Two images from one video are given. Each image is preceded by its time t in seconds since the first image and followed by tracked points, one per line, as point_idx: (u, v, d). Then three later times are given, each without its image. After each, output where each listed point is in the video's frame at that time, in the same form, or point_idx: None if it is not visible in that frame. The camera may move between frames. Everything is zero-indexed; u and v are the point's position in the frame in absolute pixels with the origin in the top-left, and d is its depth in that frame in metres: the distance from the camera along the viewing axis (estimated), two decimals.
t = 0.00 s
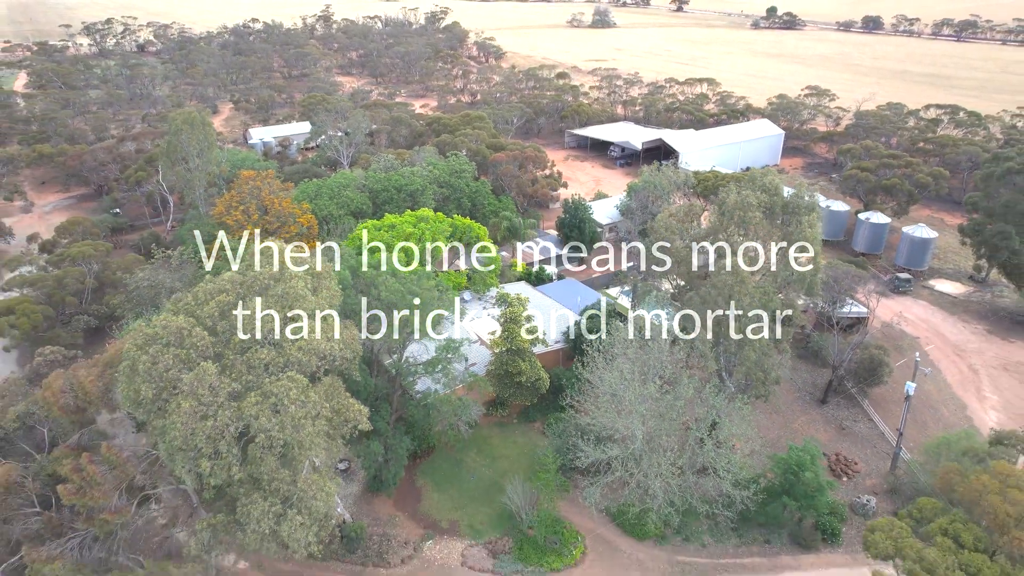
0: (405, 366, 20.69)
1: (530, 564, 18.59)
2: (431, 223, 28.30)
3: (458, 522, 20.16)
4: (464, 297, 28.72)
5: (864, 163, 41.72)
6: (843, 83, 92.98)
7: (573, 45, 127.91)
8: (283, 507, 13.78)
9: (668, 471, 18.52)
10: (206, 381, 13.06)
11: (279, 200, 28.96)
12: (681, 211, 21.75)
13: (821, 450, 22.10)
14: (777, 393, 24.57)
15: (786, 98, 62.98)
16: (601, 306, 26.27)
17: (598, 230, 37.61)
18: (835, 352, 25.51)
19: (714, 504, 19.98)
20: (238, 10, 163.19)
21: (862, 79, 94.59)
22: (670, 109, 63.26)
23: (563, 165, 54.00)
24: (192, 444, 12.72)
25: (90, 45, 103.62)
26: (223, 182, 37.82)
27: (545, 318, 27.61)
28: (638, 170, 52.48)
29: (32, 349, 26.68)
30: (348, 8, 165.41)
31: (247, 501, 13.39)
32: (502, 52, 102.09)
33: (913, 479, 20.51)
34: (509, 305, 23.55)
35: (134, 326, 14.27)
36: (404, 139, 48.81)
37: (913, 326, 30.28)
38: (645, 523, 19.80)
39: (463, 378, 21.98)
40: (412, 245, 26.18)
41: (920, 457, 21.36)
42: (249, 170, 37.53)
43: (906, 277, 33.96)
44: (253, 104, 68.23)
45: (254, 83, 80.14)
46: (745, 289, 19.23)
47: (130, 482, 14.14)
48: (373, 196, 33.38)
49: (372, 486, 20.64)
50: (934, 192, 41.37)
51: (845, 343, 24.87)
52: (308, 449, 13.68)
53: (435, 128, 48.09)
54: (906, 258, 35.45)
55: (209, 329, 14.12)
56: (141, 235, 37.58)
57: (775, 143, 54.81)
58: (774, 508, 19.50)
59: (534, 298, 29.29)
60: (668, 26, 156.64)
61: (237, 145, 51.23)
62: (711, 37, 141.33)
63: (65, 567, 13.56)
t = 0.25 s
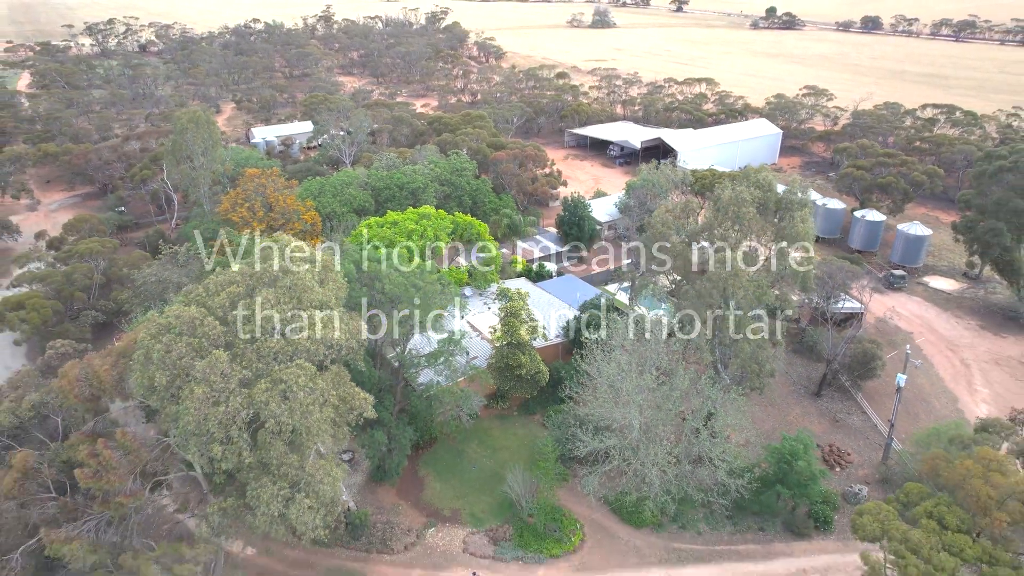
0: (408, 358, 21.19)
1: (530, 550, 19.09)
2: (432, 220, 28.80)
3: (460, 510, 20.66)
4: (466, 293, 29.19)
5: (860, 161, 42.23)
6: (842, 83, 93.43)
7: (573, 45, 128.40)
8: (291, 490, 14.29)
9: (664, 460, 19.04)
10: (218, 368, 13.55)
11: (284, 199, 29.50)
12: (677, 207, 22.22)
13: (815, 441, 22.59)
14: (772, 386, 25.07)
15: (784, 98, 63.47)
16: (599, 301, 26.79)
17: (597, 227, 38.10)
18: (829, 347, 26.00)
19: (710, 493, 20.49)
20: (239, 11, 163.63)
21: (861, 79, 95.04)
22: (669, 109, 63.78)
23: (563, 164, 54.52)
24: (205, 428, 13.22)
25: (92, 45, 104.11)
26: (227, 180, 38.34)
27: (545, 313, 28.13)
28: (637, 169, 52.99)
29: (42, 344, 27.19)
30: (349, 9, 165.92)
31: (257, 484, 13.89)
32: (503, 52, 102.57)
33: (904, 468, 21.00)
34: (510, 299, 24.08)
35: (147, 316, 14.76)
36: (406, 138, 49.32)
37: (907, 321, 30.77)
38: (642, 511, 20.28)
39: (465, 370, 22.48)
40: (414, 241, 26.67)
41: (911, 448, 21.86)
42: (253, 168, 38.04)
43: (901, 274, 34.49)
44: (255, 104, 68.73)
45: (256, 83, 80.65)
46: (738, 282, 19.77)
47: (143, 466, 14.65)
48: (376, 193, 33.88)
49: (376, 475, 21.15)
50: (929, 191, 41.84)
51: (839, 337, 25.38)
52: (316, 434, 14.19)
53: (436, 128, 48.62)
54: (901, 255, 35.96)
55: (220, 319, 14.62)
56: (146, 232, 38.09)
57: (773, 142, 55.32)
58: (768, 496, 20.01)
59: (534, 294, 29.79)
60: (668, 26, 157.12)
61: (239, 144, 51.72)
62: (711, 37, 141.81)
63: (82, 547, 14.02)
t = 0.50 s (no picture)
0: (412, 351, 21.78)
1: (530, 537, 19.57)
2: (434, 216, 29.26)
3: (461, 499, 21.16)
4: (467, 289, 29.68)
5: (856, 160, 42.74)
6: (840, 83, 93.91)
7: (572, 45, 128.86)
8: (298, 476, 14.78)
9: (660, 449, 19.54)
10: (229, 356, 14.04)
11: (288, 197, 30.03)
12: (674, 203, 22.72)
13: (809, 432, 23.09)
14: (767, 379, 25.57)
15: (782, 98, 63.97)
16: (598, 297, 27.29)
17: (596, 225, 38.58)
18: (824, 341, 26.49)
19: (705, 482, 21.00)
20: (239, 11, 163.98)
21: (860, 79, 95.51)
22: (668, 108, 64.28)
23: (563, 163, 55.03)
24: (217, 414, 13.71)
25: (94, 45, 104.54)
26: (230, 178, 38.82)
27: (544, 309, 28.65)
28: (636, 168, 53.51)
29: (51, 339, 27.70)
30: (349, 9, 166.37)
31: (266, 469, 14.40)
32: (503, 52, 103.03)
33: (895, 458, 21.49)
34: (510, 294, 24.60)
35: (159, 306, 15.24)
36: (407, 137, 49.82)
37: (901, 317, 31.27)
38: (639, 500, 20.76)
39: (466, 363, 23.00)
40: (416, 237, 27.14)
41: (902, 439, 22.36)
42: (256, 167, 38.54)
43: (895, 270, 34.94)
44: (257, 103, 69.21)
45: (258, 83, 81.14)
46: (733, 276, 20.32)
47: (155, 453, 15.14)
48: (378, 191, 34.37)
49: (380, 465, 21.68)
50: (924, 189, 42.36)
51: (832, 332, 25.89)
52: (323, 421, 14.71)
53: (437, 127, 49.14)
54: (895, 252, 36.39)
55: (230, 310, 15.13)
56: (151, 230, 38.58)
57: (771, 141, 55.83)
58: (763, 486, 20.52)
59: (534, 290, 30.30)
60: (668, 26, 157.57)
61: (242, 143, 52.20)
62: (710, 37, 142.30)
63: (98, 529, 14.55)
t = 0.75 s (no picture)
0: (415, 344, 22.29)
1: (530, 524, 20.07)
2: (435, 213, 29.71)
3: (463, 488, 21.68)
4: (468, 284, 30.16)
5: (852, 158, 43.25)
6: (838, 83, 94.40)
7: (572, 45, 129.32)
8: (306, 461, 15.29)
9: (657, 438, 20.05)
10: (240, 345, 14.57)
11: (293, 194, 30.51)
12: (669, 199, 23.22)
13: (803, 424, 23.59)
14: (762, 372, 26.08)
15: (780, 97, 64.46)
16: (597, 291, 27.79)
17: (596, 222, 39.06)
18: (818, 335, 26.99)
19: (701, 471, 21.51)
20: (240, 11, 164.40)
21: (858, 79, 95.98)
22: (667, 108, 64.79)
23: (562, 162, 55.53)
24: (228, 402, 14.24)
25: (96, 45, 105.01)
26: (235, 176, 39.32)
27: (545, 304, 29.14)
28: (634, 167, 54.02)
29: (59, 334, 28.23)
30: (350, 9, 166.89)
31: (275, 455, 14.92)
32: (503, 52, 103.51)
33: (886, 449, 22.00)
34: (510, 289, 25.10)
35: (172, 298, 15.79)
36: (408, 136, 50.32)
37: (896, 313, 31.78)
38: (637, 489, 21.26)
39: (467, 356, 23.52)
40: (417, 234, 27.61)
41: (894, 430, 22.87)
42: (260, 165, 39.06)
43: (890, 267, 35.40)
44: (259, 103, 69.75)
45: (260, 82, 81.63)
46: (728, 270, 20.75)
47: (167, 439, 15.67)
48: (381, 189, 34.83)
49: (383, 455, 22.20)
50: (919, 187, 42.85)
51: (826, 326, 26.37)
52: (330, 408, 15.21)
53: (438, 126, 49.63)
54: (891, 249, 36.85)
55: (240, 301, 15.65)
56: (156, 227, 39.07)
57: (769, 140, 56.34)
58: (757, 475, 21.03)
59: (534, 286, 30.79)
60: (667, 26, 158.04)
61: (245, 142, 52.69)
62: (709, 37, 142.80)
63: (113, 512, 15.09)
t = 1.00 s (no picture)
0: (417, 337, 22.79)
1: (530, 512, 20.56)
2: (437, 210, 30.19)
3: (465, 478, 22.18)
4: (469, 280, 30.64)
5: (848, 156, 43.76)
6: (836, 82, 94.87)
7: (572, 45, 129.80)
8: (313, 447, 15.76)
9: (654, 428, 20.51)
10: (249, 335, 15.05)
11: (297, 191, 30.99)
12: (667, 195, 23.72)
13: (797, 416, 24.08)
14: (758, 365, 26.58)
15: (778, 96, 64.95)
16: (595, 286, 28.28)
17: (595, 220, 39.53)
18: (813, 330, 27.49)
19: (697, 461, 21.98)
20: (241, 11, 164.85)
21: (856, 79, 96.41)
22: (666, 107, 65.30)
23: (562, 161, 56.02)
24: (237, 389, 14.70)
25: (98, 45, 105.50)
26: (238, 174, 39.82)
27: (545, 299, 29.61)
28: (634, 165, 54.51)
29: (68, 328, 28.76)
30: (350, 9, 167.41)
31: (283, 441, 15.39)
32: (503, 52, 104.01)
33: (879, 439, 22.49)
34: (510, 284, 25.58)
35: (182, 289, 16.28)
36: (409, 135, 50.81)
37: (890, 308, 32.27)
38: (634, 478, 21.75)
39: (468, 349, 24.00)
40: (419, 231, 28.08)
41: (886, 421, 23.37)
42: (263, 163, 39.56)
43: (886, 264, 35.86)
44: (261, 102, 70.30)
45: (262, 82, 82.12)
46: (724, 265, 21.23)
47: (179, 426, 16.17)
48: (383, 186, 35.30)
49: (386, 446, 22.69)
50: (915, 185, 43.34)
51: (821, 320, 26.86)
52: (336, 396, 15.68)
53: (439, 125, 50.10)
54: (886, 246, 37.32)
55: (249, 292, 16.15)
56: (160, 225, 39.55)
57: (767, 139, 56.84)
58: (752, 465, 21.52)
59: (534, 281, 31.27)
60: (667, 26, 158.48)
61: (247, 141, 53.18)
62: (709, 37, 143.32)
63: (127, 496, 15.58)
